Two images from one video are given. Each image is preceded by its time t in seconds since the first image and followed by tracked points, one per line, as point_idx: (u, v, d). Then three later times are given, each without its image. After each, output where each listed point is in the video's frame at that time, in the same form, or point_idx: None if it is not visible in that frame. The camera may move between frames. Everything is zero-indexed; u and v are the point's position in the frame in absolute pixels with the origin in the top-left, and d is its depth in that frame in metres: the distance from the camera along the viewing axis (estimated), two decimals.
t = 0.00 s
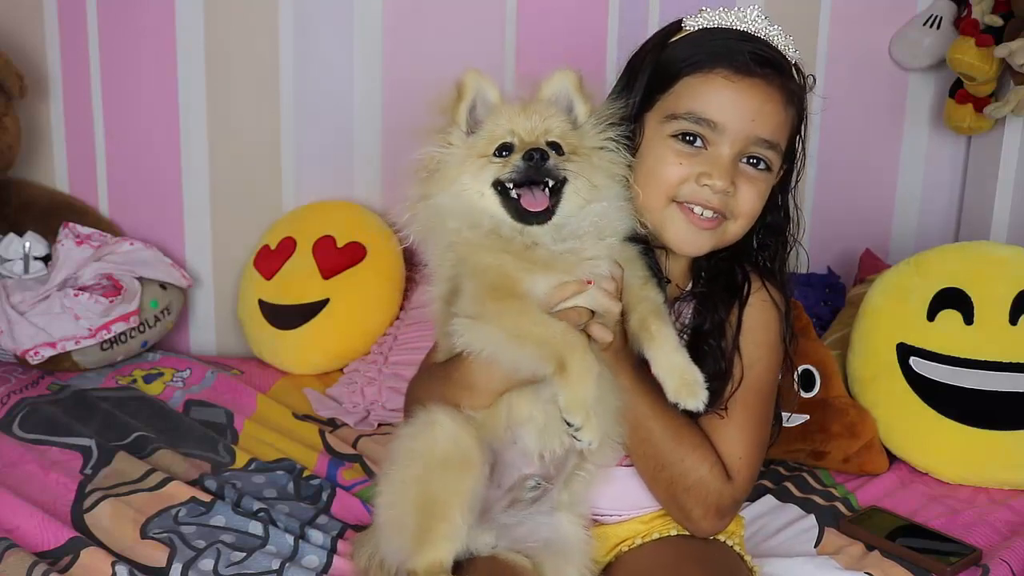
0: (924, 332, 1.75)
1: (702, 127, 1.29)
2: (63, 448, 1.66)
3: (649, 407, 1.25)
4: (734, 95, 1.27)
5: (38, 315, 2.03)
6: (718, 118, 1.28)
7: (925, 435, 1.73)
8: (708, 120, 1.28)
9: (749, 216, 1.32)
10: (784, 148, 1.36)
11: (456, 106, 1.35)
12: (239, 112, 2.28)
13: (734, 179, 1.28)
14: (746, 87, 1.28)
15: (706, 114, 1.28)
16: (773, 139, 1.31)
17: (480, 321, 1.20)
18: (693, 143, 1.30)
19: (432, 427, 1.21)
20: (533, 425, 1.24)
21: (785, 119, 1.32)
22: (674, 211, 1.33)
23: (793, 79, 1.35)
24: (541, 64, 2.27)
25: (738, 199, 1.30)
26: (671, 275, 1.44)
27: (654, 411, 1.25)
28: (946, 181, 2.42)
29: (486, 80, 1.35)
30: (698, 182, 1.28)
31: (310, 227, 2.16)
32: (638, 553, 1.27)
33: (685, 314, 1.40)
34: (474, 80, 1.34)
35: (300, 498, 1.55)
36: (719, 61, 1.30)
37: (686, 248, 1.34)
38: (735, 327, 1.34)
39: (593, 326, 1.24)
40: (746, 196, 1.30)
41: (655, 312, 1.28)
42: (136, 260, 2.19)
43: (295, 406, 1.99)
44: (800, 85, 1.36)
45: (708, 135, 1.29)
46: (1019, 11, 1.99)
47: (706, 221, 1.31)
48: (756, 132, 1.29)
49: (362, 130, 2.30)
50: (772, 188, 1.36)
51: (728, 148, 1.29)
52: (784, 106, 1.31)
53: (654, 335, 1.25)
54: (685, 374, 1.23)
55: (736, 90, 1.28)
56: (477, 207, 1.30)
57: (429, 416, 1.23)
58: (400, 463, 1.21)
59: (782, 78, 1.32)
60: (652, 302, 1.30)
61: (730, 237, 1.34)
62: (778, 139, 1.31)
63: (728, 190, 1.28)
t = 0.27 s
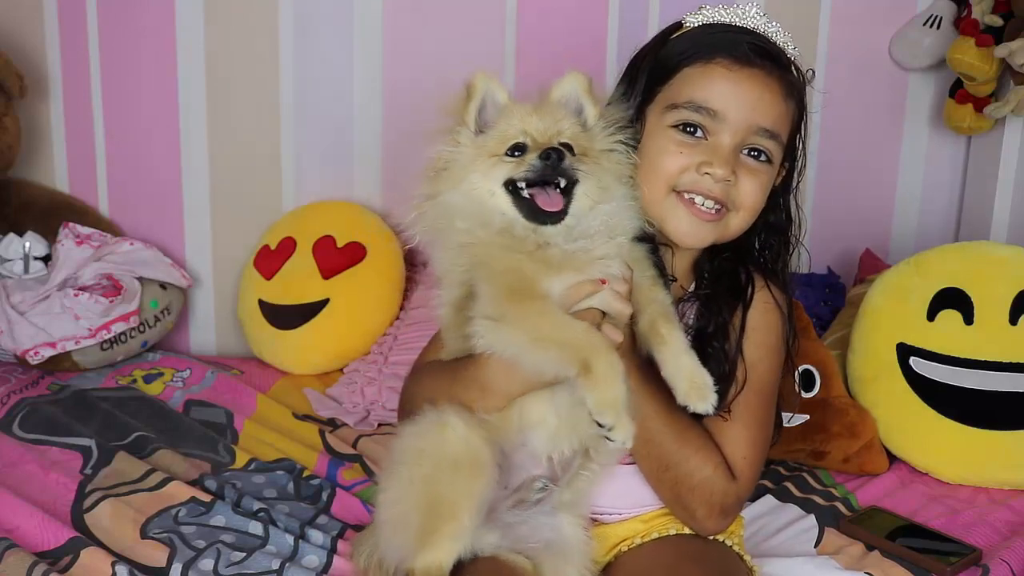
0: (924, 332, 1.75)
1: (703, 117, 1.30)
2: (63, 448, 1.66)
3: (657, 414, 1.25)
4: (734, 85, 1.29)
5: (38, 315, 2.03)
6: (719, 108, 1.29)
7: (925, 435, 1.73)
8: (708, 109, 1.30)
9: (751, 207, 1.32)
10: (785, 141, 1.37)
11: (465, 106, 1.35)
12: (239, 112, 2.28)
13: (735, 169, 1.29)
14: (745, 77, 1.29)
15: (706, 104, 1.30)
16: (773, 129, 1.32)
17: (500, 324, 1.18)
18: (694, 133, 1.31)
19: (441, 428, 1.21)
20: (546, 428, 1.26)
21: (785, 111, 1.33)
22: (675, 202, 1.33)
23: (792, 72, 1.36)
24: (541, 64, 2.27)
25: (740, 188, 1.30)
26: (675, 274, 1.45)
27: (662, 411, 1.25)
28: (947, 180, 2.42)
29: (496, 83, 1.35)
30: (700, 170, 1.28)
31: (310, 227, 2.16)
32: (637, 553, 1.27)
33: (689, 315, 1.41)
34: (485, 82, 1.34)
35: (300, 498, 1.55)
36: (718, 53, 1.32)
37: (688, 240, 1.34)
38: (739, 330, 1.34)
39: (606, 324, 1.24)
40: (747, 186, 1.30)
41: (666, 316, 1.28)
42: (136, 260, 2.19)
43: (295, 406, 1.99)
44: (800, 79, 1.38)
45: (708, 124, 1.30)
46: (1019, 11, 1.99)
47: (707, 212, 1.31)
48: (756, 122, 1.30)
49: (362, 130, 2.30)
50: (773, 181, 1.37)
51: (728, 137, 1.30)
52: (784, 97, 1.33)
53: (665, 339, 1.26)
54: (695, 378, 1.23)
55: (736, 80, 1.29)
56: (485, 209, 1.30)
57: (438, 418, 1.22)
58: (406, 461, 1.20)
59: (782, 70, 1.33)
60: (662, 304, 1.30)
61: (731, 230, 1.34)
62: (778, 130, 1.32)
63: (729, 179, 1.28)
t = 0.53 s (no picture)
0: (924, 332, 1.75)
1: (710, 118, 1.30)
2: (63, 448, 1.66)
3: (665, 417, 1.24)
4: (740, 88, 1.29)
5: (38, 315, 2.03)
6: (726, 109, 1.29)
7: (925, 435, 1.73)
8: (715, 111, 1.29)
9: (757, 209, 1.32)
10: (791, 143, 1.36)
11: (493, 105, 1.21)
12: (240, 112, 2.28)
13: (741, 170, 1.28)
14: (752, 79, 1.29)
15: (713, 105, 1.29)
16: (780, 131, 1.31)
17: (510, 328, 1.15)
18: (700, 135, 1.30)
19: (450, 431, 1.21)
20: (552, 432, 1.25)
21: (791, 114, 1.33)
22: (679, 204, 1.32)
23: (799, 75, 1.36)
24: (541, 65, 2.27)
25: (746, 190, 1.29)
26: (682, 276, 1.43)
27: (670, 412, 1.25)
28: (946, 180, 2.42)
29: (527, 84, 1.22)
30: (705, 172, 1.27)
31: (310, 227, 2.16)
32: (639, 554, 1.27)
33: (697, 317, 1.40)
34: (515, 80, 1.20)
35: (300, 498, 1.55)
36: (726, 54, 1.32)
37: (693, 242, 1.33)
38: (746, 332, 1.35)
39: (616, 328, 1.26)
40: (753, 188, 1.30)
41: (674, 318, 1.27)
42: (136, 260, 2.20)
43: (295, 406, 1.99)
44: (806, 81, 1.38)
45: (715, 126, 1.29)
46: (1019, 11, 1.99)
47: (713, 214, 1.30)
48: (762, 124, 1.29)
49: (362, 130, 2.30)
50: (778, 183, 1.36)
51: (735, 139, 1.29)
52: (791, 99, 1.33)
53: (674, 340, 1.25)
54: (705, 379, 1.22)
55: (743, 82, 1.29)
56: (502, 213, 1.20)
57: (447, 419, 1.22)
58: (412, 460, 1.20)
59: (788, 72, 1.33)
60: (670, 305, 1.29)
61: (736, 232, 1.34)
62: (784, 132, 1.32)
63: (735, 180, 1.28)
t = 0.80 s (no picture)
0: (924, 332, 1.75)
1: (732, 122, 1.29)
2: (63, 448, 1.66)
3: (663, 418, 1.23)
4: (763, 91, 1.28)
5: (38, 315, 2.03)
6: (748, 112, 1.28)
7: (925, 435, 1.73)
8: (738, 114, 1.29)
9: (776, 212, 1.32)
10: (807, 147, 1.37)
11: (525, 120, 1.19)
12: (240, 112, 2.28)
13: (764, 174, 1.28)
14: (774, 83, 1.29)
15: (736, 109, 1.29)
16: (800, 135, 1.32)
17: (491, 336, 1.15)
18: (721, 138, 1.30)
19: (437, 419, 1.17)
20: (536, 441, 1.21)
21: (809, 118, 1.34)
22: (700, 206, 1.30)
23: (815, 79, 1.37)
24: (541, 65, 2.27)
25: (767, 194, 1.30)
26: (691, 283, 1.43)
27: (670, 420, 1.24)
28: (947, 180, 2.42)
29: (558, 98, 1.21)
30: (729, 175, 1.27)
31: (310, 227, 2.16)
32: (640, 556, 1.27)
33: (703, 319, 1.40)
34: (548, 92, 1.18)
35: (300, 498, 1.55)
36: (748, 58, 1.31)
37: (714, 244, 1.32)
38: (751, 337, 1.35)
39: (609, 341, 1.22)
40: (774, 192, 1.30)
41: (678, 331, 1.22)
42: (136, 260, 2.20)
43: (295, 406, 1.99)
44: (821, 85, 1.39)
45: (737, 130, 1.29)
46: (1019, 11, 1.99)
47: (733, 217, 1.30)
48: (784, 128, 1.30)
49: (362, 130, 2.30)
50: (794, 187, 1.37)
51: (757, 143, 1.29)
52: (810, 104, 1.33)
53: (673, 352, 1.20)
54: (704, 398, 1.17)
55: (765, 86, 1.29)
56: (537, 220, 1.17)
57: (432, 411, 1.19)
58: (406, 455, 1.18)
59: (807, 77, 1.34)
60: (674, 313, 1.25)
61: (755, 235, 1.34)
62: (803, 136, 1.32)
63: (758, 184, 1.28)
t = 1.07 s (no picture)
0: (924, 332, 1.75)
1: (738, 126, 1.28)
2: (63, 448, 1.66)
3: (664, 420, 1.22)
4: (768, 95, 1.28)
5: (38, 315, 2.03)
6: (754, 116, 1.28)
7: (924, 435, 1.73)
8: (744, 118, 1.28)
9: (781, 214, 1.32)
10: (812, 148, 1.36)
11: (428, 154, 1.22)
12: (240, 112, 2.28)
13: (770, 178, 1.28)
14: (779, 86, 1.28)
15: (741, 112, 1.28)
16: (805, 138, 1.31)
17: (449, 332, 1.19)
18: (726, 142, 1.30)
19: (442, 430, 1.19)
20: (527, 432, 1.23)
21: (814, 120, 1.33)
22: (706, 210, 1.31)
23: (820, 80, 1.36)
24: (541, 65, 2.27)
25: (772, 197, 1.29)
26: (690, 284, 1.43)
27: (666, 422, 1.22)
28: (946, 180, 2.42)
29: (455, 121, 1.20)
30: (734, 180, 1.27)
31: (310, 227, 2.16)
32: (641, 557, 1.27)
33: (703, 317, 1.38)
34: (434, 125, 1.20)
35: (300, 498, 1.55)
36: (753, 60, 1.31)
37: (717, 247, 1.32)
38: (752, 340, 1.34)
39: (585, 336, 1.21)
40: (780, 195, 1.30)
41: (647, 335, 1.18)
42: (136, 261, 2.19)
43: (295, 406, 1.99)
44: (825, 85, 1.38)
45: (743, 133, 1.28)
46: (1019, 11, 1.99)
47: (739, 220, 1.30)
48: (790, 131, 1.29)
49: (362, 130, 2.30)
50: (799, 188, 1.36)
51: (763, 146, 1.28)
52: (814, 105, 1.32)
53: (639, 358, 1.17)
54: (664, 402, 1.15)
55: (771, 89, 1.28)
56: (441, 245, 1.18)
57: (438, 418, 1.21)
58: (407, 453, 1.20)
59: (812, 79, 1.33)
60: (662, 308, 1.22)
61: (759, 237, 1.34)
62: (809, 138, 1.32)
63: (763, 188, 1.28)
